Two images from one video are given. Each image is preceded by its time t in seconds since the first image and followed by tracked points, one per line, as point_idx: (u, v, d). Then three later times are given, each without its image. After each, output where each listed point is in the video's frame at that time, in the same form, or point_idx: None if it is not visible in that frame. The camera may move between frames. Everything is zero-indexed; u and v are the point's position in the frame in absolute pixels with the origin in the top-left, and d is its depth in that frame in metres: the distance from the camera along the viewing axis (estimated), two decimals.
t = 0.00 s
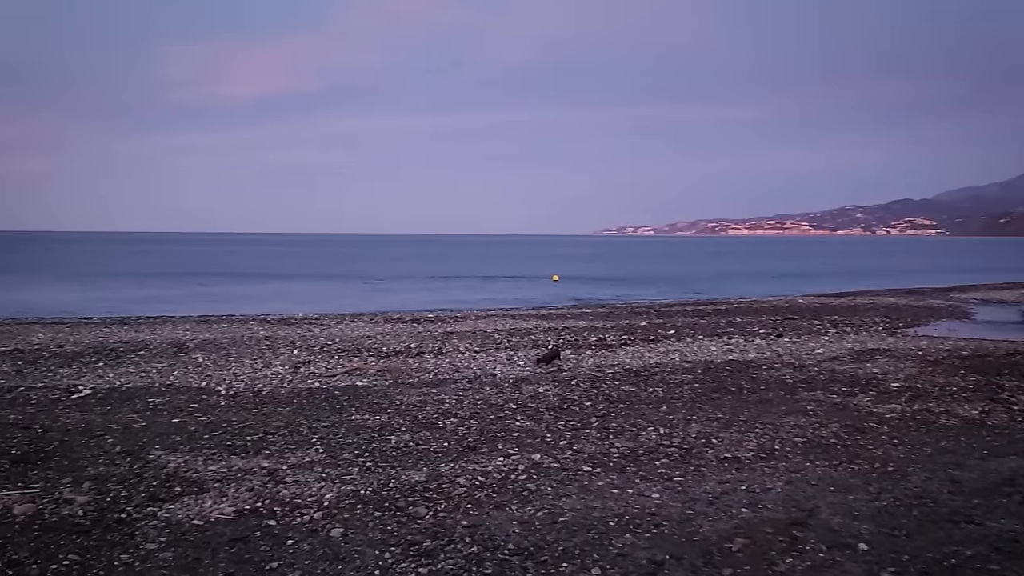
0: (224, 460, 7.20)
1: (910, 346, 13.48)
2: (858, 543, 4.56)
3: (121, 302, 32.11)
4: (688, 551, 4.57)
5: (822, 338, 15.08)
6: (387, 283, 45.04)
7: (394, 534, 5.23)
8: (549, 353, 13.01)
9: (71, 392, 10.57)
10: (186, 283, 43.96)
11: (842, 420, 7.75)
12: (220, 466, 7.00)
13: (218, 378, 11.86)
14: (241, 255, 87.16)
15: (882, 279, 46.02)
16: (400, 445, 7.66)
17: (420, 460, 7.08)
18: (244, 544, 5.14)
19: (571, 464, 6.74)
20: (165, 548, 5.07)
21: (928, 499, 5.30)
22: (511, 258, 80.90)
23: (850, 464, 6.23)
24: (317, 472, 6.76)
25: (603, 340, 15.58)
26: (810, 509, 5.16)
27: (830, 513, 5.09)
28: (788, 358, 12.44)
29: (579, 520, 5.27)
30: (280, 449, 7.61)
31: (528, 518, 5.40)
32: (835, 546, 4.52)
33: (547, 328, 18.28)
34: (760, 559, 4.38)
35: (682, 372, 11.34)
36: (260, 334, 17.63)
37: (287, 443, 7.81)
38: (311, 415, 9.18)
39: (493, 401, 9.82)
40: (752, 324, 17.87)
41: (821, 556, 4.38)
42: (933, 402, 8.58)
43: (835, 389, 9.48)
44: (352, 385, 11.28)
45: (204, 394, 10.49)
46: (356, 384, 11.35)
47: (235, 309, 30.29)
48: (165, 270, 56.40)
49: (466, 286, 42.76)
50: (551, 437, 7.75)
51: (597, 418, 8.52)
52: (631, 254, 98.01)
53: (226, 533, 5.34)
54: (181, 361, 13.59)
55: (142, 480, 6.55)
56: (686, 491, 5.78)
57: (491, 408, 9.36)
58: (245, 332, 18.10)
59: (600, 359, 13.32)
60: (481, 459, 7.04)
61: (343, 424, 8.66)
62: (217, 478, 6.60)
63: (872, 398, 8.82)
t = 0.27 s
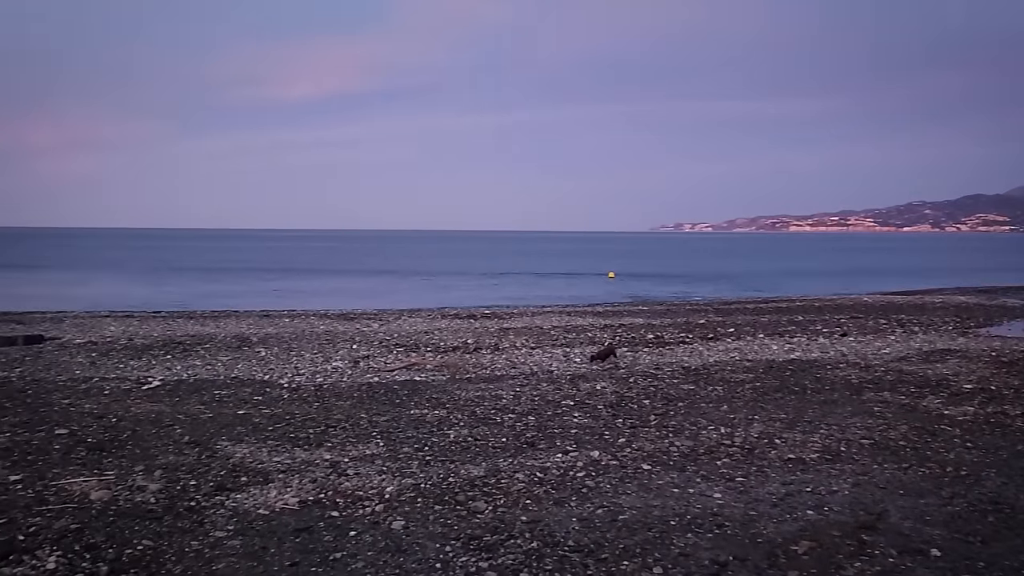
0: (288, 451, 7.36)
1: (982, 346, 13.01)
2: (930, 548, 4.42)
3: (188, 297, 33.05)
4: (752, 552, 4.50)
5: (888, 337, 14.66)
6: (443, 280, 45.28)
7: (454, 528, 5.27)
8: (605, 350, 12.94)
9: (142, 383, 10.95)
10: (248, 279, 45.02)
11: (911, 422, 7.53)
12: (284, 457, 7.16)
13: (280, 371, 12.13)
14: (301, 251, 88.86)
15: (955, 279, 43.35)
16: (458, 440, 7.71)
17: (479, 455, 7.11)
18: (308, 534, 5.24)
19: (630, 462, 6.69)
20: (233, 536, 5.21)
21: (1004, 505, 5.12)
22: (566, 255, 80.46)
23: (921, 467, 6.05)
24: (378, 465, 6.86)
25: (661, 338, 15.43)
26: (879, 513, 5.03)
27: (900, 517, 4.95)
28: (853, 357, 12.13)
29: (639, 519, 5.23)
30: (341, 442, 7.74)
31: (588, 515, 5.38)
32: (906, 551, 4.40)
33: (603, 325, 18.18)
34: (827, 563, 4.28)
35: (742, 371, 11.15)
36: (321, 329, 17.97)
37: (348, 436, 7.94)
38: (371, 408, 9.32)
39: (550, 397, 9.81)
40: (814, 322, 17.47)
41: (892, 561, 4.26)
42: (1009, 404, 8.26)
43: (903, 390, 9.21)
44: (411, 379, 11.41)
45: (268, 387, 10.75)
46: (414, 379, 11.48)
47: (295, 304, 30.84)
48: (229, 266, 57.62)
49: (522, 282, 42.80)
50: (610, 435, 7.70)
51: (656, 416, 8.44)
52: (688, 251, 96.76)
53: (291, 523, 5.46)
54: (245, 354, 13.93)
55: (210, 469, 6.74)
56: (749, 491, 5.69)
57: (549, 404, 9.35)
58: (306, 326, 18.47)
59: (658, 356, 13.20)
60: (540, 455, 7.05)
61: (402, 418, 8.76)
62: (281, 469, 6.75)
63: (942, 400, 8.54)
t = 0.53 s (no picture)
0: (350, 444, 7.49)
1: None
2: (1008, 556, 4.25)
3: (253, 292, 33.86)
4: (819, 555, 4.40)
5: (962, 337, 14.14)
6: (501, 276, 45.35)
7: (515, 523, 5.28)
8: (664, 347, 12.80)
9: (210, 375, 11.28)
10: (309, 274, 45.88)
11: (987, 425, 7.26)
12: (347, 449, 7.28)
13: (342, 365, 12.34)
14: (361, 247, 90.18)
15: None
16: (518, 435, 7.73)
17: (539, 451, 7.11)
18: (371, 525, 5.32)
19: (692, 461, 6.61)
20: (298, 526, 5.32)
21: None
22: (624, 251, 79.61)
23: (997, 472, 5.82)
24: (438, 459, 6.92)
25: (722, 335, 15.20)
26: (952, 518, 4.86)
27: (975, 522, 4.77)
28: (924, 357, 11.75)
29: (702, 519, 5.16)
30: (402, 435, 7.84)
31: (649, 513, 5.33)
32: (982, 558, 4.24)
33: (663, 322, 17.99)
34: (898, 568, 4.16)
35: (807, 370, 10.91)
36: (381, 323, 18.22)
37: (409, 430, 8.03)
38: (431, 403, 9.41)
39: (609, 394, 9.76)
40: (882, 321, 16.97)
41: (967, 568, 4.11)
42: None
43: (978, 392, 8.87)
44: (470, 374, 11.48)
45: (330, 380, 10.95)
46: (474, 374, 11.55)
47: (355, 300, 31.29)
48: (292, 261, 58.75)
49: (580, 279, 42.60)
50: (671, 433, 7.62)
51: (718, 415, 8.32)
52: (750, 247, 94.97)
53: (354, 514, 5.55)
54: (308, 348, 14.23)
55: (276, 460, 6.90)
56: (815, 493, 5.56)
57: (608, 401, 9.30)
58: (367, 321, 18.75)
59: (719, 354, 13.00)
60: (600, 452, 7.01)
61: (462, 413, 8.82)
62: (344, 461, 6.87)
63: (1021, 403, 8.20)
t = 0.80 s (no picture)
0: (413, 438, 7.57)
1: None
2: None
3: (317, 287, 34.52)
4: (892, 562, 4.26)
5: None
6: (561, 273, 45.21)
7: (576, 521, 5.26)
8: (728, 346, 12.57)
9: (277, 368, 11.55)
10: (372, 270, 46.55)
11: None
12: (410, 443, 7.36)
13: (405, 360, 12.49)
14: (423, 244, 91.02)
15: None
16: (579, 432, 7.69)
17: (600, 449, 7.06)
18: (433, 519, 5.36)
19: (758, 462, 6.47)
20: (362, 518, 5.40)
21: None
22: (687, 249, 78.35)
23: None
24: (500, 455, 6.94)
25: (789, 335, 14.85)
26: None
27: None
28: (1003, 359, 11.27)
29: (768, 521, 5.05)
30: (464, 430, 7.88)
31: (714, 514, 5.25)
32: None
33: (726, 320, 17.69)
34: None
35: (878, 371, 10.58)
36: (443, 319, 18.37)
37: (471, 425, 8.08)
38: (492, 398, 9.45)
39: (672, 393, 9.63)
40: (959, 321, 16.35)
41: None
42: None
43: None
44: (531, 371, 11.48)
45: (393, 375, 11.10)
46: (534, 370, 11.55)
47: (416, 296, 31.61)
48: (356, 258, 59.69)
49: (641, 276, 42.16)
50: (735, 433, 7.48)
51: (785, 415, 8.13)
52: (818, 245, 92.53)
53: (417, 508, 5.60)
54: (372, 343, 14.44)
55: (341, 453, 7.02)
56: (887, 498, 5.39)
57: (671, 400, 9.19)
58: (429, 317, 18.93)
59: (785, 353, 12.71)
60: (662, 451, 6.92)
61: (523, 409, 8.83)
62: (407, 455, 6.94)
63: None
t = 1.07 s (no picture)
0: (477, 435, 7.59)
1: None
2: None
3: (384, 285, 34.99)
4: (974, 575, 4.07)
5: None
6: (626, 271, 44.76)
7: (641, 522, 5.19)
8: (799, 346, 12.24)
9: (345, 364, 11.75)
10: (437, 268, 46.98)
11: None
12: (474, 440, 7.39)
13: (470, 357, 12.55)
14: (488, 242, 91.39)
15: None
16: (645, 433, 7.59)
17: (666, 450, 6.95)
18: (496, 517, 5.36)
19: (830, 467, 6.27)
20: (426, 514, 5.44)
21: None
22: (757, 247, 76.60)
23: None
24: (564, 454, 6.90)
25: (864, 336, 14.38)
26: None
27: None
28: None
29: (841, 528, 4.89)
30: (528, 428, 7.87)
31: (784, 520, 5.11)
32: None
33: (797, 321, 17.24)
34: None
35: (960, 374, 10.14)
36: (508, 317, 18.41)
37: (535, 423, 8.06)
38: (557, 397, 9.41)
39: (741, 394, 9.43)
40: None
41: None
42: None
43: None
44: (596, 370, 11.40)
45: (458, 372, 11.17)
46: (599, 369, 11.46)
47: (481, 294, 31.76)
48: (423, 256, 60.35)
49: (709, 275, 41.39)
50: (807, 436, 7.27)
51: (859, 419, 7.86)
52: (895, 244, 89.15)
53: (480, 505, 5.61)
54: (437, 340, 14.56)
55: (406, 448, 7.08)
56: (969, 507, 5.15)
57: (739, 401, 8.99)
58: (493, 315, 18.99)
59: (860, 355, 12.31)
60: (730, 454, 6.77)
61: (588, 408, 8.76)
62: (471, 452, 6.97)
63: None
